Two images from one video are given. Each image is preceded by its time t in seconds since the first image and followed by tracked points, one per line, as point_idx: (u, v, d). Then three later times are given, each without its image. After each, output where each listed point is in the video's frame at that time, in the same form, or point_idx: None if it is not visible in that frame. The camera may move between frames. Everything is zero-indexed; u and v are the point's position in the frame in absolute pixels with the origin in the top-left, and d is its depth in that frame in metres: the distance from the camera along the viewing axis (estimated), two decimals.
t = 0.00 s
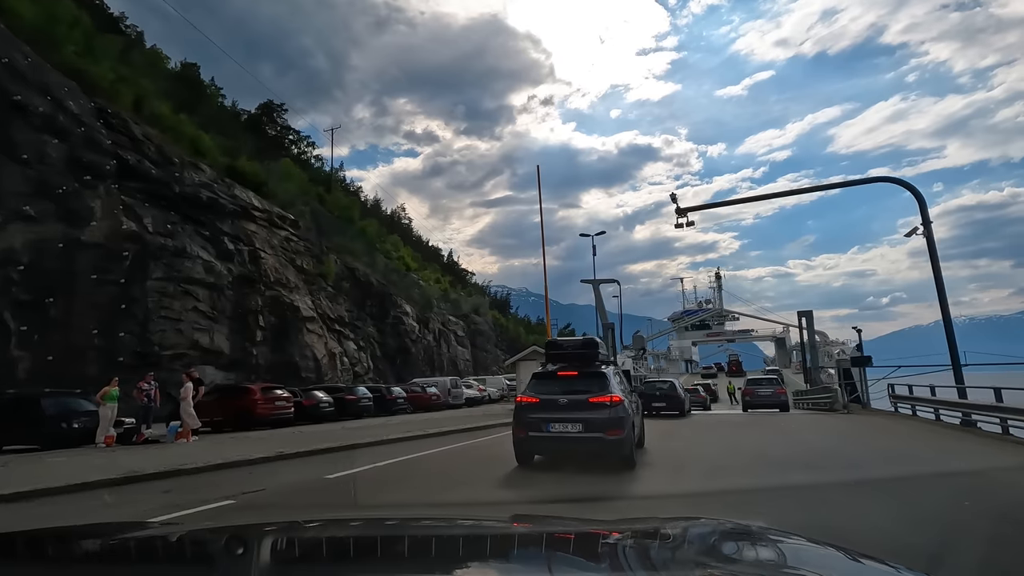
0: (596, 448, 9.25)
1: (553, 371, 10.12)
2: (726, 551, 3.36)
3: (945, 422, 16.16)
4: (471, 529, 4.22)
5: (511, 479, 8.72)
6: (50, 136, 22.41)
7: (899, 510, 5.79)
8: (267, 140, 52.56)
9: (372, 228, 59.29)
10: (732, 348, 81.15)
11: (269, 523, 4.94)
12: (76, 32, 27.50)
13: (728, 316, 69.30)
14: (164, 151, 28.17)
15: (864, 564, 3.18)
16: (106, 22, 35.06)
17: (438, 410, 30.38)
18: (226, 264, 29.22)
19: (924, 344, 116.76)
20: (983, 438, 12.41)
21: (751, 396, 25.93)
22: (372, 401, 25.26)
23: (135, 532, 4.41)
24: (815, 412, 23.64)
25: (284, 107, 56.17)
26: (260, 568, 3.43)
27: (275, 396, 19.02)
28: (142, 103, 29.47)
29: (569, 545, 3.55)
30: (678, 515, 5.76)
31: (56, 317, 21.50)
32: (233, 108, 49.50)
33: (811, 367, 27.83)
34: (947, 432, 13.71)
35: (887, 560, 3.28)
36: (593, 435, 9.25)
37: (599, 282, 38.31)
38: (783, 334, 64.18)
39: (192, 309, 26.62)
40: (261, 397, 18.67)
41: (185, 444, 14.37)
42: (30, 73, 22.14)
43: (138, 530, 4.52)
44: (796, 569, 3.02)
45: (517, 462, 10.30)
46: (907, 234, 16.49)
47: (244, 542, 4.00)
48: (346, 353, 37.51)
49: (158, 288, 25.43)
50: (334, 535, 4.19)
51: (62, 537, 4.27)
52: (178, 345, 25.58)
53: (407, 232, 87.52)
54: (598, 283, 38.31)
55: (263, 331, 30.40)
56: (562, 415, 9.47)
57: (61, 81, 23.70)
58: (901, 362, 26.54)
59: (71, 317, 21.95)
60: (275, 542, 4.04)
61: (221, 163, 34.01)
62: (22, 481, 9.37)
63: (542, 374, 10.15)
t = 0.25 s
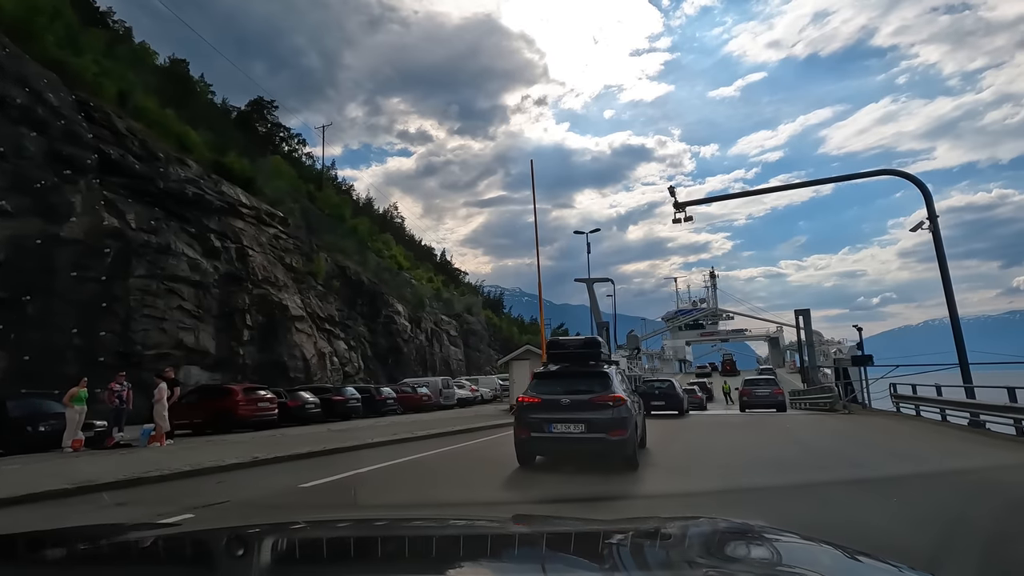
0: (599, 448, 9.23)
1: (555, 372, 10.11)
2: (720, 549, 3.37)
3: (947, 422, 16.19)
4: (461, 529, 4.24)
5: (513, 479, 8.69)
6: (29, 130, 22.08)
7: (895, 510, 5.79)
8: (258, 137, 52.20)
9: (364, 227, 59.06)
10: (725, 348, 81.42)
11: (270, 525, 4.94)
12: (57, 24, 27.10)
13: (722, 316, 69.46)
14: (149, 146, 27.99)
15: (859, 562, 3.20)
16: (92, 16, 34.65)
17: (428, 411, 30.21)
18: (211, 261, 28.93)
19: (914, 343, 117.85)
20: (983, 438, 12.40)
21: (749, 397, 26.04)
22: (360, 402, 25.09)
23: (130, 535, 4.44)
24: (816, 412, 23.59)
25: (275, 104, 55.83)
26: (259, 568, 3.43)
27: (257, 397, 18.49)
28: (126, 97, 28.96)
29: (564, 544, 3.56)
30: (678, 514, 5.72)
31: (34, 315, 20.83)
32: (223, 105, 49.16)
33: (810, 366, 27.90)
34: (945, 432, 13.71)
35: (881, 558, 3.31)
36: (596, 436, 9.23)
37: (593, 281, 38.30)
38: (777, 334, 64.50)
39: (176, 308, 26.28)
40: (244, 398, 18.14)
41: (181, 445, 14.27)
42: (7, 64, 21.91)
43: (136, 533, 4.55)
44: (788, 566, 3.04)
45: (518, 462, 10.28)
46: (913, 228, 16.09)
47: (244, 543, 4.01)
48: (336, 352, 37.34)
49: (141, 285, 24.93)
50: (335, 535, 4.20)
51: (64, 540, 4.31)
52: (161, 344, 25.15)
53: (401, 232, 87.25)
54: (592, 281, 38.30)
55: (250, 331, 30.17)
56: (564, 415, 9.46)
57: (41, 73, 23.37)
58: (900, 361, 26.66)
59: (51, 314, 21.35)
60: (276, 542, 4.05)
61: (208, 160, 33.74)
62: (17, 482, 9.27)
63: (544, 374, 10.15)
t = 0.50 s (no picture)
0: (600, 449, 9.21)
1: (555, 371, 10.10)
2: (718, 549, 3.34)
3: (941, 421, 16.29)
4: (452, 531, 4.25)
5: (512, 480, 8.66)
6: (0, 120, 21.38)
7: (890, 510, 5.81)
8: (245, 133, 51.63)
9: (353, 225, 58.73)
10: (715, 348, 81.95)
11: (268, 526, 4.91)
12: (32, 14, 26.41)
13: (713, 316, 69.81)
14: (127, 138, 27.06)
15: (858, 562, 3.20)
16: (73, 8, 33.96)
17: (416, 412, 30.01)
18: (194, 259, 28.48)
19: (900, 344, 119.43)
20: (975, 438, 12.47)
21: (743, 397, 26.19)
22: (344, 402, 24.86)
23: (125, 537, 4.43)
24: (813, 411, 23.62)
25: (261, 100, 55.33)
26: (260, 568, 3.41)
27: (232, 399, 18.00)
28: (104, 89, 28.29)
29: (561, 545, 3.54)
30: (679, 515, 5.69)
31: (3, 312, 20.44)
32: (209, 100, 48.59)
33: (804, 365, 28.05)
34: (937, 432, 13.78)
35: (878, 556, 3.32)
36: (597, 436, 9.23)
37: (583, 279, 38.35)
38: (767, 333, 65.00)
39: (156, 307, 25.78)
40: (219, 398, 17.62)
41: (175, 447, 14.13)
42: None
43: (132, 535, 4.52)
44: (782, 565, 3.04)
45: (518, 463, 10.26)
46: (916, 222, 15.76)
47: (245, 543, 4.00)
48: (322, 352, 37.11)
49: (117, 282, 24.21)
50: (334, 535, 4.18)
51: (59, 540, 4.29)
52: (139, 344, 24.55)
53: (391, 231, 86.90)
54: (582, 280, 38.36)
55: (232, 330, 29.89)
56: (564, 415, 9.45)
57: (13, 62, 22.59)
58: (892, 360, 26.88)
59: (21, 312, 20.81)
60: (276, 542, 4.03)
61: (191, 154, 33.23)
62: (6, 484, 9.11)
63: (543, 374, 10.13)
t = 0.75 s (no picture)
0: (599, 449, 9.21)
1: (554, 371, 10.10)
2: (717, 549, 3.36)
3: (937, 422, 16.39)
4: (440, 530, 4.29)
5: (510, 480, 8.64)
6: None
7: (882, 511, 5.87)
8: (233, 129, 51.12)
9: (342, 223, 58.42)
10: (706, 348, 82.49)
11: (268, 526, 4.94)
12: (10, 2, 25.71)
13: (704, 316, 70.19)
14: (106, 131, 26.25)
15: (853, 560, 3.22)
16: None
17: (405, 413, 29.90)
18: (175, 255, 28.07)
19: (888, 343, 120.90)
20: (965, 439, 12.61)
21: (738, 398, 26.35)
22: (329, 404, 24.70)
23: (130, 537, 4.44)
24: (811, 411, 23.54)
25: (250, 96, 54.76)
26: (262, 568, 3.41)
27: (208, 399, 17.75)
28: (85, 80, 27.52)
29: (560, 544, 3.56)
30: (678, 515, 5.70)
31: None
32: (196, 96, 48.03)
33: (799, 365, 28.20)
34: (928, 432, 13.92)
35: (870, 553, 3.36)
36: (596, 436, 9.22)
37: (576, 278, 38.35)
38: (758, 333, 65.47)
39: (135, 304, 25.39)
40: (194, 399, 17.39)
41: (165, 449, 14.02)
42: None
43: (137, 535, 4.56)
44: (773, 564, 3.06)
45: (515, 464, 10.25)
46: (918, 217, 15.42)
47: (246, 543, 3.98)
48: (309, 351, 36.88)
49: (94, 278, 23.77)
50: (338, 535, 4.18)
51: (62, 541, 4.33)
52: (117, 342, 24.20)
53: (382, 229, 86.50)
54: (575, 279, 38.36)
55: (215, 328, 29.64)
56: (563, 415, 9.45)
57: None
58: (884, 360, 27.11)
59: None
60: (278, 542, 4.02)
61: (175, 148, 32.65)
62: None
63: (542, 374, 10.12)
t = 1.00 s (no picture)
0: (603, 450, 9.19)
1: (557, 371, 10.07)
2: (722, 549, 3.34)
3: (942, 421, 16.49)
4: (435, 530, 4.26)
5: (514, 481, 8.62)
6: None
7: (883, 511, 5.89)
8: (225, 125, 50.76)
9: (335, 221, 58.20)
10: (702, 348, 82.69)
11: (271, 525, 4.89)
12: None
13: (701, 315, 70.35)
14: (91, 124, 26.12)
15: (855, 560, 3.21)
16: None
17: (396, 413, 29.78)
18: (163, 252, 27.83)
19: (882, 343, 121.61)
20: (964, 439, 12.67)
21: (738, 399, 26.38)
22: (318, 405, 24.55)
23: (139, 536, 4.40)
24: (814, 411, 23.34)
25: (242, 92, 54.37)
26: (269, 568, 3.36)
27: (187, 401, 17.40)
28: (69, 73, 27.26)
29: (564, 544, 3.53)
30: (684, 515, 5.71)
31: None
32: (188, 92, 47.67)
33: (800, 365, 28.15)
34: (934, 433, 13.91)
35: (872, 553, 3.36)
36: (600, 437, 9.20)
37: (572, 277, 38.28)
38: (755, 333, 65.64)
39: (120, 301, 25.10)
40: (173, 400, 17.12)
41: (157, 451, 13.87)
42: None
43: (147, 533, 4.52)
44: (770, 563, 3.06)
45: (518, 464, 10.23)
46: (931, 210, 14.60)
47: (252, 542, 3.93)
48: (300, 350, 36.74)
49: (76, 275, 23.41)
50: (343, 535, 4.14)
51: (68, 541, 4.27)
52: (101, 341, 23.88)
53: (376, 228, 86.16)
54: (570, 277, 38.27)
55: (203, 326, 29.41)
56: (567, 416, 9.41)
57: None
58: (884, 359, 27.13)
59: None
60: (284, 541, 3.96)
61: (162, 143, 32.31)
62: None
63: (546, 374, 10.09)
